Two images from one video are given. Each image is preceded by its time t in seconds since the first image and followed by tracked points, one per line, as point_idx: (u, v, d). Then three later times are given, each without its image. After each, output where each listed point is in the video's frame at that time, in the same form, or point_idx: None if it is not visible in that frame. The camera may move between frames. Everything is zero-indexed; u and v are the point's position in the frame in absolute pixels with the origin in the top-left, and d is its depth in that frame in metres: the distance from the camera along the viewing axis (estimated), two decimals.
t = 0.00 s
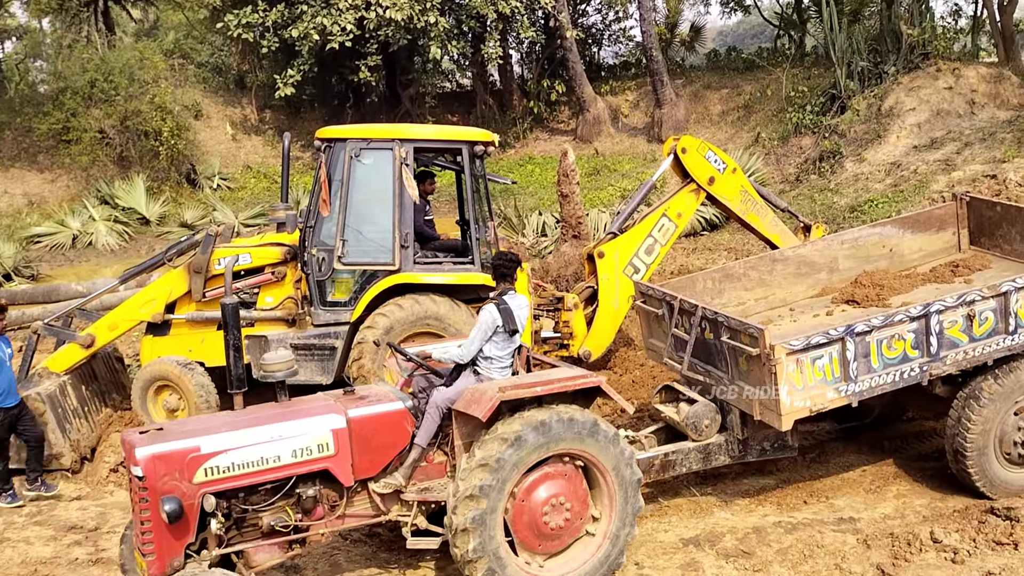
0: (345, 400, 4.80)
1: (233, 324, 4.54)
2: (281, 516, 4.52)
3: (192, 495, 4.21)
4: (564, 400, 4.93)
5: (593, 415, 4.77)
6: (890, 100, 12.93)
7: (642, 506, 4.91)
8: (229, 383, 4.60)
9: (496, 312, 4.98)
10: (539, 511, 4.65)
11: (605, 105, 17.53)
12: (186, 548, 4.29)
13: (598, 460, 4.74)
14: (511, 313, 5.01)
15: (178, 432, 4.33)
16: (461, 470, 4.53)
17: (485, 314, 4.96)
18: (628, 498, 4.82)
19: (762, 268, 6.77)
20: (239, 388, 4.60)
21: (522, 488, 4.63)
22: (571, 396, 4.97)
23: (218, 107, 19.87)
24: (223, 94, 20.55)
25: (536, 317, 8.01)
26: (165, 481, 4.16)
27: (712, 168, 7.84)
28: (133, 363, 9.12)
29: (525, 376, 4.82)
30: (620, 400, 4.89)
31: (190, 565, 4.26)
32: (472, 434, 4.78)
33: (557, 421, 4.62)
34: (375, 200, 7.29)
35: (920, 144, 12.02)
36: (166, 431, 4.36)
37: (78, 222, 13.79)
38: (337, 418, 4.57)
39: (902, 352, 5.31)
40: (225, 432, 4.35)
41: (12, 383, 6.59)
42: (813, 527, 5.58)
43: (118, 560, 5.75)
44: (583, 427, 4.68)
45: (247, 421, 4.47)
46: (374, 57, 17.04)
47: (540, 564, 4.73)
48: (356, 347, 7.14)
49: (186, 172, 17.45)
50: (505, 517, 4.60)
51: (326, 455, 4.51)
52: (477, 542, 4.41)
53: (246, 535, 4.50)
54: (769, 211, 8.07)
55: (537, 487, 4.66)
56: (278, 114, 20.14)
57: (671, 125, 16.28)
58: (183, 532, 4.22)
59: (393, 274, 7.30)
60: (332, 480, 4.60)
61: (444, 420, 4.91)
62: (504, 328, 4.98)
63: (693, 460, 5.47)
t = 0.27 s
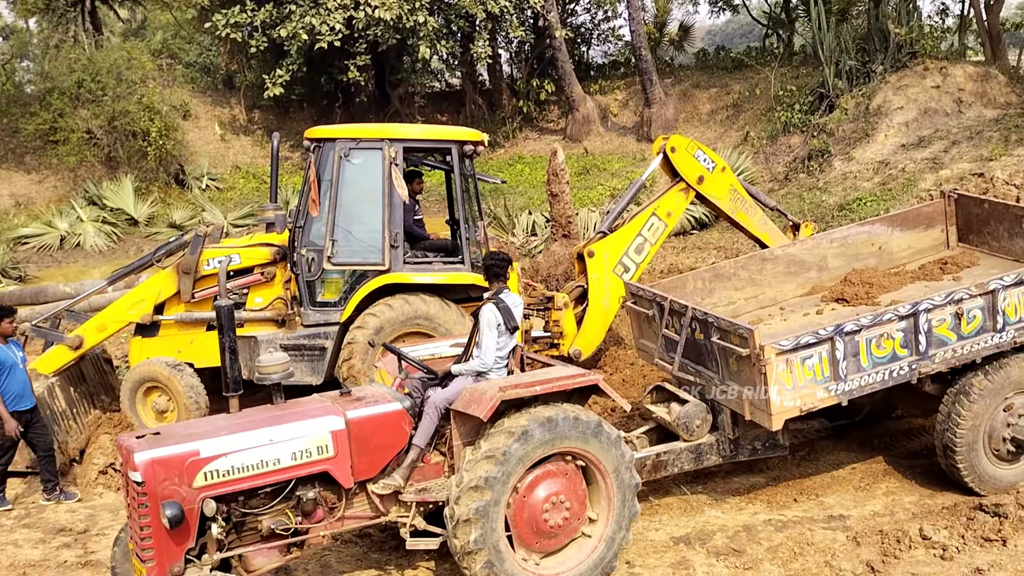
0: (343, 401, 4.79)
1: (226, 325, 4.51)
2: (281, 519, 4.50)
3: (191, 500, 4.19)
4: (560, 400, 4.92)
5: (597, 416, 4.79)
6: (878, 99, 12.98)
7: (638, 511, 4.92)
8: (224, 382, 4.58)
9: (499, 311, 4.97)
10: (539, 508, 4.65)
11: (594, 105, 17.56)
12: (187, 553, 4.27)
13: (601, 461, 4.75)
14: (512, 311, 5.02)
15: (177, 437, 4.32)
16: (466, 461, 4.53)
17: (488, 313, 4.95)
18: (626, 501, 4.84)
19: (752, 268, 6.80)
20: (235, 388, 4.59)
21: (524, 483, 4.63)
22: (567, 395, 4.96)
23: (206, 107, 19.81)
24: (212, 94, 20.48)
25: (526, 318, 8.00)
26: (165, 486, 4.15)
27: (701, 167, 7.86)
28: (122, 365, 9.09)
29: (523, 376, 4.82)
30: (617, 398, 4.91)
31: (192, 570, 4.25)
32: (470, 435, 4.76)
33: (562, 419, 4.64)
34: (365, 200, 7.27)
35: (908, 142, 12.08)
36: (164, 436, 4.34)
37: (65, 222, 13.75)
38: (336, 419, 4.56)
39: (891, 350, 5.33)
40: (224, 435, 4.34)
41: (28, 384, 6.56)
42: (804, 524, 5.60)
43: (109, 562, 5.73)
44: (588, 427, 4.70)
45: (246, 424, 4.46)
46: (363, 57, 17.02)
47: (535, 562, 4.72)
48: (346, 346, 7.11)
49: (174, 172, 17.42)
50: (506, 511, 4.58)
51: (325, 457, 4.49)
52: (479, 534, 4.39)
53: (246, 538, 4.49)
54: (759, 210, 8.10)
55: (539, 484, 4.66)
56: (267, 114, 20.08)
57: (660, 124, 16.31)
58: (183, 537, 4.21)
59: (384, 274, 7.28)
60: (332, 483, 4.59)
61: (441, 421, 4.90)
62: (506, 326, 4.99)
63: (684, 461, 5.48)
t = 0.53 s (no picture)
0: (325, 401, 4.79)
1: (208, 326, 4.51)
2: (262, 520, 4.50)
3: (171, 500, 4.19)
4: (543, 400, 4.93)
5: (573, 413, 4.78)
6: (868, 98, 13.02)
7: (623, 503, 4.93)
8: (206, 384, 4.59)
9: (483, 308, 5.00)
10: (521, 510, 4.65)
11: (586, 104, 17.58)
12: (166, 553, 4.27)
13: (578, 457, 4.75)
14: (497, 310, 5.04)
15: (157, 437, 4.32)
16: (441, 471, 4.52)
17: (473, 309, 4.98)
18: (610, 494, 4.84)
19: (739, 267, 6.80)
20: (217, 389, 4.60)
21: (504, 488, 4.63)
22: (550, 395, 4.97)
23: (197, 106, 19.75)
24: (202, 93, 20.41)
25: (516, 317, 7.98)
26: (143, 486, 4.14)
27: (693, 166, 7.85)
28: (112, 365, 9.06)
29: (508, 376, 4.83)
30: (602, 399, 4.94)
31: (171, 570, 4.24)
32: (452, 436, 4.77)
33: (536, 420, 4.63)
34: (356, 200, 7.26)
35: (898, 141, 12.12)
36: (144, 436, 4.34)
37: (55, 222, 13.71)
38: (318, 420, 4.56)
39: (877, 350, 5.35)
40: (204, 435, 4.33)
41: (43, 382, 6.60)
42: (795, 523, 5.62)
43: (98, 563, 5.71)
44: (563, 425, 4.69)
45: (226, 425, 4.45)
46: (355, 56, 17.00)
47: (524, 563, 4.74)
48: (336, 346, 7.11)
49: (164, 171, 17.50)
50: (487, 517, 4.60)
51: (306, 457, 4.49)
52: (460, 544, 4.41)
53: (226, 539, 4.48)
54: (750, 209, 8.12)
55: (519, 486, 4.66)
56: (257, 113, 20.03)
57: (651, 123, 16.33)
58: (163, 537, 4.20)
59: (376, 274, 7.27)
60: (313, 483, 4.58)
61: (424, 421, 4.89)
62: (491, 324, 5.01)
63: (672, 460, 5.50)
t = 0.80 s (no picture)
0: (319, 401, 4.79)
1: (201, 326, 4.50)
2: (254, 520, 4.50)
3: (163, 500, 4.18)
4: (536, 400, 4.94)
5: (565, 413, 4.79)
6: (862, 97, 13.05)
7: (617, 501, 4.93)
8: (200, 383, 4.59)
9: (474, 307, 5.00)
10: (514, 511, 4.66)
11: (580, 103, 17.58)
12: (157, 553, 4.26)
13: (570, 456, 4.75)
14: (488, 309, 5.04)
15: (148, 437, 4.31)
16: (433, 474, 4.52)
17: (464, 308, 4.98)
18: (602, 493, 4.84)
19: (731, 266, 6.82)
20: (211, 388, 4.59)
21: (495, 489, 4.63)
22: (544, 394, 4.98)
23: (190, 105, 19.71)
24: (196, 91, 20.37)
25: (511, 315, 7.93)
26: (135, 486, 4.13)
27: (686, 165, 7.86)
28: (106, 365, 9.05)
29: (501, 376, 4.83)
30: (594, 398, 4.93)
31: (162, 571, 4.23)
32: (445, 436, 4.78)
33: (527, 421, 4.62)
34: (350, 199, 7.25)
35: (891, 140, 12.15)
36: (135, 436, 4.33)
37: (48, 221, 13.70)
38: (310, 420, 4.56)
39: (869, 349, 5.36)
40: (196, 435, 4.33)
41: (57, 385, 6.45)
42: (789, 521, 5.63)
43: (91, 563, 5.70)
44: (554, 425, 4.69)
45: (218, 425, 4.45)
46: (348, 54, 16.98)
47: (518, 564, 4.75)
48: (330, 346, 7.11)
49: (158, 171, 17.26)
50: (480, 519, 4.60)
51: (298, 457, 4.49)
52: (452, 546, 4.41)
53: (218, 539, 4.48)
54: (743, 208, 8.13)
55: (511, 487, 4.67)
56: (251, 112, 19.99)
57: (646, 122, 16.35)
58: (154, 537, 4.20)
59: (370, 273, 7.27)
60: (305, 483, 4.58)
61: (417, 420, 4.89)
62: (483, 323, 5.01)
63: (665, 460, 5.50)
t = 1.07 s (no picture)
0: (314, 400, 4.78)
1: (196, 326, 4.49)
2: (251, 518, 4.50)
3: (159, 499, 4.18)
4: (534, 397, 4.94)
5: (564, 411, 4.80)
6: (854, 96, 13.08)
7: (613, 501, 4.95)
8: (195, 383, 4.59)
9: (454, 319, 4.91)
10: (511, 508, 4.67)
11: (573, 101, 17.60)
12: (154, 552, 4.27)
13: (569, 455, 4.76)
14: (467, 315, 4.97)
15: (145, 435, 4.30)
16: (432, 467, 4.52)
17: (444, 323, 4.88)
18: (599, 493, 4.86)
19: (726, 265, 6.84)
20: (206, 387, 4.60)
21: (494, 485, 4.64)
22: (541, 391, 4.97)
23: (183, 103, 19.67)
24: (189, 89, 20.32)
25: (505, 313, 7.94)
26: (132, 485, 4.13)
27: (680, 164, 7.87)
28: (99, 363, 9.03)
29: (494, 375, 4.81)
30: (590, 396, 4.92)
31: (159, 570, 4.23)
32: (442, 433, 4.78)
33: (528, 417, 4.63)
34: (344, 197, 7.24)
35: (883, 139, 12.18)
36: (131, 435, 4.32)
37: (40, 220, 13.69)
38: (307, 418, 4.56)
39: (863, 346, 5.38)
40: (193, 434, 4.32)
41: (85, 383, 6.44)
42: (781, 519, 5.65)
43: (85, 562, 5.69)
44: (554, 423, 4.70)
45: (215, 423, 4.45)
46: (342, 52, 16.97)
47: (513, 560, 4.75)
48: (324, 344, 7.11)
49: (150, 168, 17.30)
50: (477, 514, 4.61)
51: (295, 455, 4.49)
52: (450, 540, 4.42)
53: (215, 538, 4.48)
54: (737, 206, 8.14)
55: (510, 484, 4.67)
56: (244, 110, 19.95)
57: (639, 121, 16.38)
58: (151, 536, 4.20)
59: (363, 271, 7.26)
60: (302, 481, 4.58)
61: (413, 418, 4.88)
62: (465, 331, 4.94)
63: (660, 457, 5.52)
